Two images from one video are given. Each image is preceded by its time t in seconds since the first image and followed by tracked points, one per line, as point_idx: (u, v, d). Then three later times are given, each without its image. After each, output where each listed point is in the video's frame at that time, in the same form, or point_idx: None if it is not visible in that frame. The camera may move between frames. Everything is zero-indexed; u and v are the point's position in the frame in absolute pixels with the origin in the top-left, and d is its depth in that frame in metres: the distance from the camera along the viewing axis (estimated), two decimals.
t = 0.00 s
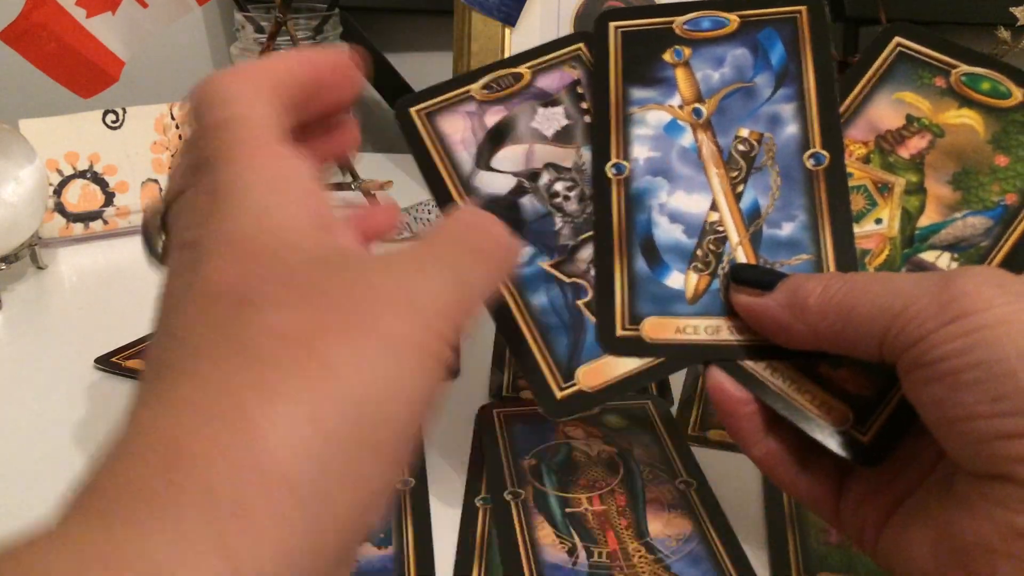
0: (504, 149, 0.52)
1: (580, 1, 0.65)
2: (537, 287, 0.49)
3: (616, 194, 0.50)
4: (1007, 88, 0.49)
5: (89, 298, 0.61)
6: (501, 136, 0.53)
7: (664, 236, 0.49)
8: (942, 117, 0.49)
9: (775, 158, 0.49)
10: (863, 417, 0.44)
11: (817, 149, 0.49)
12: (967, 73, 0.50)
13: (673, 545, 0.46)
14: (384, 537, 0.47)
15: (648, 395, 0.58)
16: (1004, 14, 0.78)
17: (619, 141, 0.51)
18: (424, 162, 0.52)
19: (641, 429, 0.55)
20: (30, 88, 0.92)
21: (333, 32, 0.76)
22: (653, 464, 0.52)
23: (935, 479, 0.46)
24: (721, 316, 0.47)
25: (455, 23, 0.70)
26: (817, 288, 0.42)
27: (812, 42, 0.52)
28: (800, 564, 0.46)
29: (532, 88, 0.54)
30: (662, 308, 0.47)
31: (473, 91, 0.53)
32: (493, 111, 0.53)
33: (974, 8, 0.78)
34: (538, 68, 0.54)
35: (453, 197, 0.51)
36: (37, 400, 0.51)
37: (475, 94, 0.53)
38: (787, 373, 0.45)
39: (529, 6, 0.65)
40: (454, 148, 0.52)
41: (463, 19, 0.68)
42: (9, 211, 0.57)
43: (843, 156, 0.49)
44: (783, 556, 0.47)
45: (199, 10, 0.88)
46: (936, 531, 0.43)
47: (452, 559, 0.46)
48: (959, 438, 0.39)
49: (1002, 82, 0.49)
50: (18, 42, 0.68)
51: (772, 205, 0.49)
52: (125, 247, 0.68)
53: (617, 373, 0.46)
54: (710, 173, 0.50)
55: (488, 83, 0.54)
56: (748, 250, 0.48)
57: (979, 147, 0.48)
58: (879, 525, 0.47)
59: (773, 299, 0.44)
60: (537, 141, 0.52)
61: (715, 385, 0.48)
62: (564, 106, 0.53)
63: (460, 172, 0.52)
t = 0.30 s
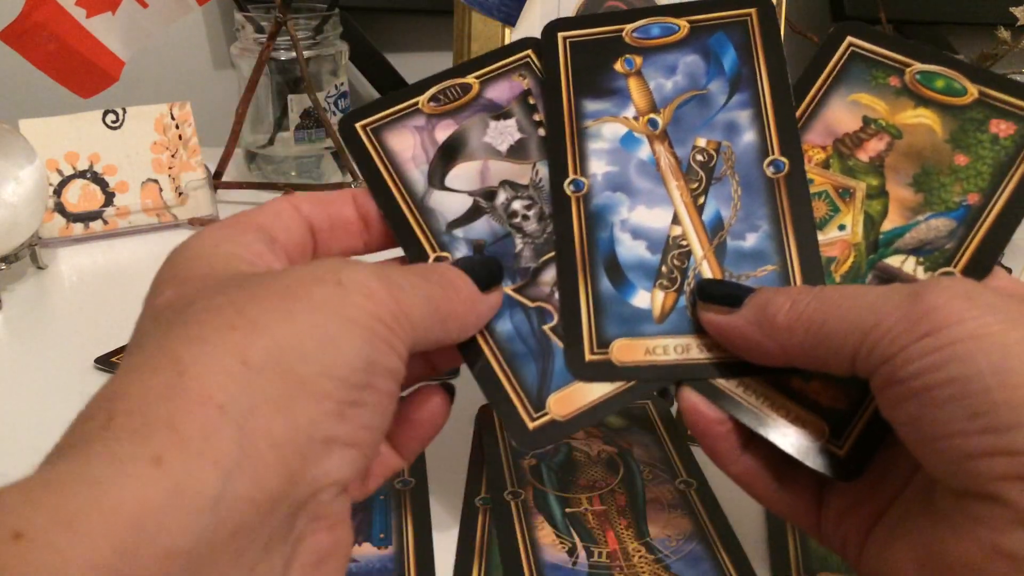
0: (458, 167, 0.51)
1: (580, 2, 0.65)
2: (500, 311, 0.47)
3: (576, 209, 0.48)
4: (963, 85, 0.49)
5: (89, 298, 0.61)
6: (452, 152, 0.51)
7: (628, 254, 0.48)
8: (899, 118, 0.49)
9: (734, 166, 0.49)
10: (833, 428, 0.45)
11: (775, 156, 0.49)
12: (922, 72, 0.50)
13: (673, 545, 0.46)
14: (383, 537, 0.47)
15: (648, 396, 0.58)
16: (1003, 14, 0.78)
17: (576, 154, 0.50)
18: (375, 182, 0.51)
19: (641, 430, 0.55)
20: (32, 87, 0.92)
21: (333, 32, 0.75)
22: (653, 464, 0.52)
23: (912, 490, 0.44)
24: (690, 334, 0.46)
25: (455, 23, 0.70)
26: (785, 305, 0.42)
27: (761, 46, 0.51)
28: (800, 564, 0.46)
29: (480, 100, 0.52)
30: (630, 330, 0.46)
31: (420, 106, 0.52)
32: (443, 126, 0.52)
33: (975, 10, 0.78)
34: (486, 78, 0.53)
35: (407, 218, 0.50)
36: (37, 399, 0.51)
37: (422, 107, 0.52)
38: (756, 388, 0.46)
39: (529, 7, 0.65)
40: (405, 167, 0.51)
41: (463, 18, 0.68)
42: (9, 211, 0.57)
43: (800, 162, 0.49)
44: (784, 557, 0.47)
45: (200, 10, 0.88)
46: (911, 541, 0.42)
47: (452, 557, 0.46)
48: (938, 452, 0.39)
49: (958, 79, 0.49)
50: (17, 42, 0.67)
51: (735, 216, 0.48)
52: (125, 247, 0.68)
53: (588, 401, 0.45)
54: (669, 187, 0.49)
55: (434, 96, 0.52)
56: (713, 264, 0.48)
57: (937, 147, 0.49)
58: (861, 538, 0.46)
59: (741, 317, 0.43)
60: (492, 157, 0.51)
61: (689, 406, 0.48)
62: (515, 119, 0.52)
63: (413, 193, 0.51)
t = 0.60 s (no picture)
0: (455, 176, 0.51)
1: (580, 2, 0.64)
2: (498, 329, 0.47)
3: (573, 224, 0.48)
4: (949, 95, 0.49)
5: (89, 298, 0.61)
6: (449, 159, 0.51)
7: (624, 270, 0.48)
8: (886, 131, 0.49)
9: (729, 183, 0.49)
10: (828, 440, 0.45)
11: (769, 173, 0.49)
12: (907, 84, 0.50)
13: (673, 545, 0.47)
14: (384, 535, 0.47)
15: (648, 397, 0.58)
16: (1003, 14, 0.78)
17: (572, 172, 0.49)
18: (371, 185, 0.50)
19: (641, 430, 0.55)
20: (31, 87, 0.92)
21: (333, 32, 0.75)
22: (654, 464, 0.53)
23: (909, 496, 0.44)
24: (686, 350, 0.46)
25: (456, 23, 0.70)
26: (778, 321, 0.42)
27: (755, 62, 0.51)
28: (800, 564, 0.46)
29: (478, 102, 0.52)
30: (626, 347, 0.46)
31: (416, 104, 0.52)
32: (440, 129, 0.51)
33: (976, 9, 0.78)
34: (484, 79, 0.52)
35: (403, 222, 0.50)
36: (37, 397, 0.51)
37: (419, 106, 0.52)
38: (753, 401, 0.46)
39: (529, 6, 0.64)
40: (401, 170, 0.51)
41: (463, 18, 0.68)
42: (9, 212, 0.57)
43: (793, 181, 0.49)
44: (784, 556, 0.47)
45: (199, 10, 0.88)
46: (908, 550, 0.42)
47: (451, 556, 0.46)
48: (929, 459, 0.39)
49: (943, 89, 0.49)
50: (17, 42, 0.67)
51: (730, 233, 0.49)
52: (125, 247, 0.68)
53: (587, 418, 0.45)
54: (665, 202, 0.49)
55: (431, 96, 0.52)
56: (709, 281, 0.48)
57: (924, 156, 0.49)
58: (861, 546, 0.46)
59: (736, 334, 0.43)
60: (490, 166, 0.51)
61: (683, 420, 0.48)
62: (513, 126, 0.52)
63: (410, 198, 0.50)
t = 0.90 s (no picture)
0: (462, 190, 0.51)
1: (580, 1, 0.67)
2: (505, 331, 0.48)
3: (579, 232, 0.49)
4: (954, 95, 0.49)
5: (88, 299, 0.61)
6: (458, 179, 0.51)
7: (631, 272, 0.48)
8: (892, 132, 0.49)
9: (734, 187, 0.49)
10: (831, 442, 0.45)
11: (775, 175, 0.49)
12: (912, 85, 0.50)
13: (673, 545, 0.47)
14: (384, 537, 0.47)
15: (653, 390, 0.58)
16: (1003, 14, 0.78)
17: (578, 177, 0.50)
18: (383, 210, 0.50)
19: (641, 430, 0.55)
20: (32, 88, 0.92)
21: (333, 32, 0.75)
22: (654, 464, 0.53)
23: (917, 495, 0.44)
24: (692, 351, 0.47)
25: (455, 23, 0.70)
26: (782, 321, 0.42)
27: (760, 67, 0.51)
28: (800, 563, 0.46)
29: (485, 125, 0.52)
30: (634, 348, 0.47)
31: (425, 133, 0.51)
32: (448, 151, 0.51)
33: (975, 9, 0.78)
34: (490, 103, 0.52)
35: (411, 238, 0.49)
36: (36, 395, 0.51)
37: (428, 134, 0.52)
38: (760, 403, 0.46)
39: (529, 7, 0.67)
40: (411, 193, 0.50)
41: (463, 18, 0.67)
42: (9, 211, 0.57)
43: (800, 181, 0.49)
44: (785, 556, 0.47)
45: (200, 10, 0.88)
46: (914, 551, 0.42)
47: (452, 555, 0.46)
48: (933, 459, 0.39)
49: (948, 89, 0.49)
50: (17, 42, 0.67)
51: (735, 235, 0.49)
52: (125, 247, 0.68)
53: (593, 414, 0.46)
54: (671, 208, 0.49)
55: (438, 120, 0.52)
56: (714, 283, 0.48)
57: (930, 158, 0.49)
58: (868, 545, 0.46)
59: (740, 334, 0.44)
60: (496, 180, 0.51)
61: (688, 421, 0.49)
62: (519, 143, 0.52)
63: (419, 217, 0.50)
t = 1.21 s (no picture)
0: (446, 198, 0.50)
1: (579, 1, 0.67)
2: (498, 334, 0.48)
3: (569, 229, 0.48)
4: (943, 78, 0.49)
5: (88, 298, 0.61)
6: (441, 185, 0.50)
7: (625, 264, 0.48)
8: (882, 116, 0.49)
9: (725, 177, 0.49)
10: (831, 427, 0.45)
11: (767, 164, 0.49)
12: (901, 68, 0.50)
13: (673, 545, 0.46)
14: (383, 536, 0.47)
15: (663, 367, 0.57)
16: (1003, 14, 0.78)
17: (566, 171, 0.49)
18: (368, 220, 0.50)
19: (641, 429, 0.55)
20: (33, 89, 0.92)
21: (333, 32, 0.75)
22: (653, 464, 0.52)
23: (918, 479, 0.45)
24: (690, 345, 0.46)
25: (455, 23, 0.70)
26: (784, 309, 0.42)
27: (746, 56, 0.51)
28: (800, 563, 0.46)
29: (466, 129, 0.51)
30: (629, 343, 0.47)
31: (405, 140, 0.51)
32: (430, 157, 0.51)
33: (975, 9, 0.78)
34: (470, 106, 0.52)
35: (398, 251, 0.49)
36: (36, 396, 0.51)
37: (409, 141, 0.51)
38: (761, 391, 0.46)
39: (528, 7, 0.67)
40: (395, 203, 0.50)
41: (463, 18, 0.68)
42: (9, 212, 0.57)
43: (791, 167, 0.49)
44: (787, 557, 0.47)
45: (199, 10, 0.88)
46: (930, 533, 0.42)
47: (452, 556, 0.46)
48: (941, 452, 0.39)
49: (938, 73, 0.49)
50: (17, 42, 0.68)
51: (729, 225, 0.49)
52: (125, 247, 0.68)
53: (592, 416, 0.46)
54: (662, 199, 0.49)
55: (419, 126, 0.51)
56: (710, 274, 0.48)
57: (921, 141, 0.49)
58: (875, 536, 0.46)
59: (741, 325, 0.43)
60: (479, 183, 0.50)
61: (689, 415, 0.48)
62: (502, 144, 0.51)
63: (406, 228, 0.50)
